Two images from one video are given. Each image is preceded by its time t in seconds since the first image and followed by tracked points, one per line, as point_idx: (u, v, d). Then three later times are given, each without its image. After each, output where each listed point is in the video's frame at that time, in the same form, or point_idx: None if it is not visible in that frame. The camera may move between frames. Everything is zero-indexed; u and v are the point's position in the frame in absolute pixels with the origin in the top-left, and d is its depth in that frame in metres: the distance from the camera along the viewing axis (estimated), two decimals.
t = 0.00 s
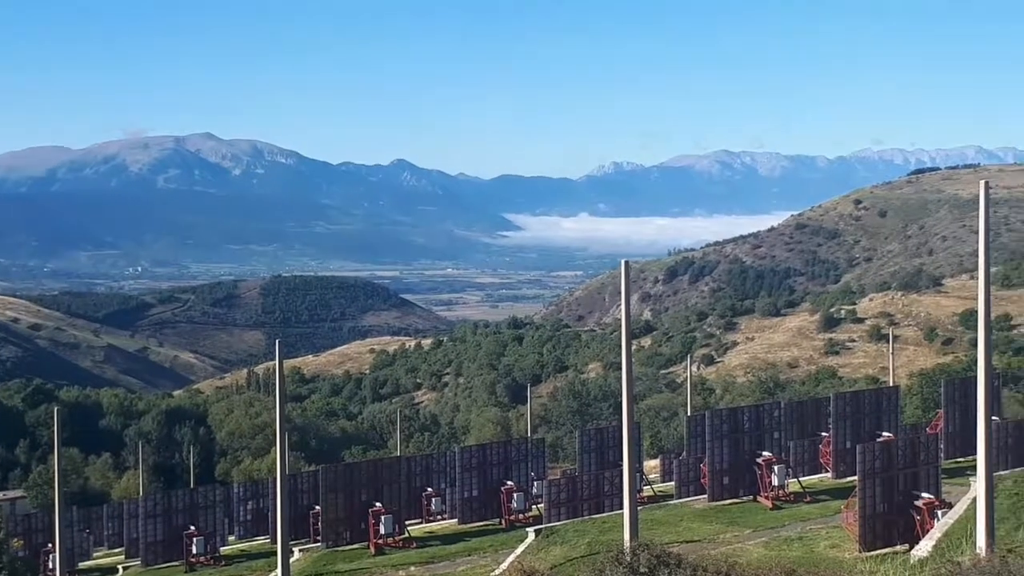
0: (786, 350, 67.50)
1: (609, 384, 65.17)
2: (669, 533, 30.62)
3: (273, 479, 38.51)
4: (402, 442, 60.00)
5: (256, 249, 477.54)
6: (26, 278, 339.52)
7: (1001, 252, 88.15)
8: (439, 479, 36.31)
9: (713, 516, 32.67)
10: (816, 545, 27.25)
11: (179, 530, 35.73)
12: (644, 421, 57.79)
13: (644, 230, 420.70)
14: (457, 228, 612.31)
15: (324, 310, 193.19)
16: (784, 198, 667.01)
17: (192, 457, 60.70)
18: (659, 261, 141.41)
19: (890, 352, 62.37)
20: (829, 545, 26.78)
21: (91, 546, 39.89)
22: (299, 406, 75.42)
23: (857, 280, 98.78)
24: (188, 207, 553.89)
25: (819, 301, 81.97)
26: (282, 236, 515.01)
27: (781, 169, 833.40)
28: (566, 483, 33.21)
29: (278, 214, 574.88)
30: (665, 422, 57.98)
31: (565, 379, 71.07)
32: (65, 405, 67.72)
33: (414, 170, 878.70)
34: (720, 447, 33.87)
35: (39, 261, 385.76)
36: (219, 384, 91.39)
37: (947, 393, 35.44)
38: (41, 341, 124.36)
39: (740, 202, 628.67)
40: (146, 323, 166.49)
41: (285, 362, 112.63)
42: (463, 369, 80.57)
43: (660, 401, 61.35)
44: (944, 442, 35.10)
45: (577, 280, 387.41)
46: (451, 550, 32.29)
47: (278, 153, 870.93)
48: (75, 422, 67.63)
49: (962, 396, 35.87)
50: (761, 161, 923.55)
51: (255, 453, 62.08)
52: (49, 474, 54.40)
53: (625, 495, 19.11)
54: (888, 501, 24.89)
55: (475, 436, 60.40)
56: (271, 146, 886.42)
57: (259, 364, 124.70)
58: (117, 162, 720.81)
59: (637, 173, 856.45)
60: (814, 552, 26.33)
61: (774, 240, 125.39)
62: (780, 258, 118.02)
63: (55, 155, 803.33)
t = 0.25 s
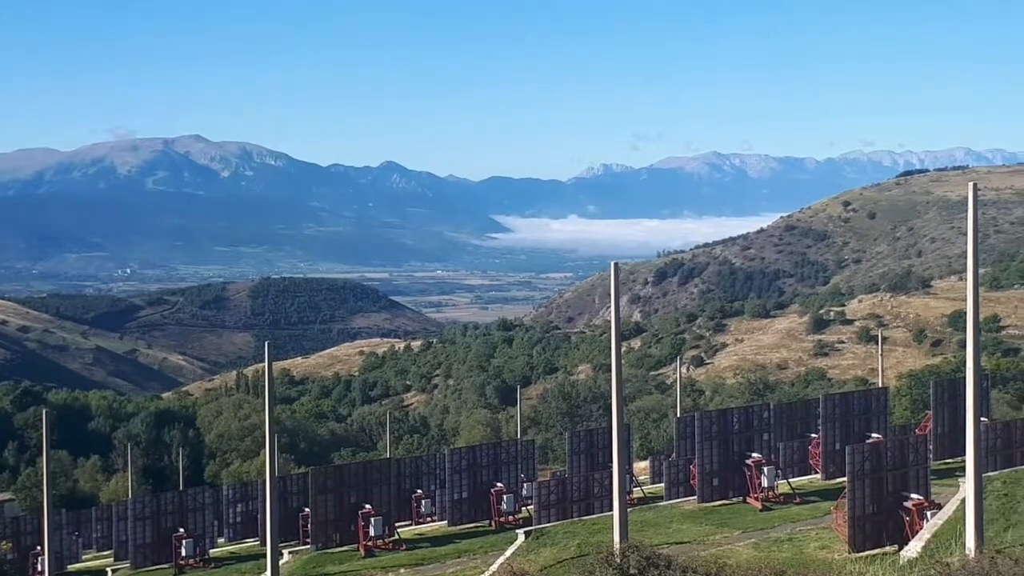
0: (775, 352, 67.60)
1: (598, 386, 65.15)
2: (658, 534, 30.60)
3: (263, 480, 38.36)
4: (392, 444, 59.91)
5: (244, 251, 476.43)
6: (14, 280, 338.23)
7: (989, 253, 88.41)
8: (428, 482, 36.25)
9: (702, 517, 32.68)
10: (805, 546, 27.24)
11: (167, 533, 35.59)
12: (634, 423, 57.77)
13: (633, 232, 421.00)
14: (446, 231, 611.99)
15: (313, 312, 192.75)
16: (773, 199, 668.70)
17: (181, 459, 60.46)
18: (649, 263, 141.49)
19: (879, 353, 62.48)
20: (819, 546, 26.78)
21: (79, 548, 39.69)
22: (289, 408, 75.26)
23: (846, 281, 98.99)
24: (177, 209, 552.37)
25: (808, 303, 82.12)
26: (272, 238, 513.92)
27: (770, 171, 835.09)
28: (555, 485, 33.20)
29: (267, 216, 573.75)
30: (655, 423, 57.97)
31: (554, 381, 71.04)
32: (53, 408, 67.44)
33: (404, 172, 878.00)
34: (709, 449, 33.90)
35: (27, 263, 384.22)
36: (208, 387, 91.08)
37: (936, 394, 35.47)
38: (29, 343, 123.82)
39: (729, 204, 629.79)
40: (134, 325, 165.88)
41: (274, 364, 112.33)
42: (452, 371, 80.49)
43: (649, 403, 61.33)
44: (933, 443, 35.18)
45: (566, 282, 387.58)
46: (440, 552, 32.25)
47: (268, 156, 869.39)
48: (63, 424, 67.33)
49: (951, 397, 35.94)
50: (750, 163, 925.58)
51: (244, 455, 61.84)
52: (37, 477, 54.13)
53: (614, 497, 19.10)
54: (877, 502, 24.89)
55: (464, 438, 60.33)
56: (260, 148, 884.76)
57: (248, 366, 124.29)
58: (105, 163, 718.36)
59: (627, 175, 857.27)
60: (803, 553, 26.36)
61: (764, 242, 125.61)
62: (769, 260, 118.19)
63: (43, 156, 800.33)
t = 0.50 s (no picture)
0: (765, 355, 67.70)
1: (589, 390, 65.19)
2: (648, 538, 30.60)
3: (252, 485, 38.13)
4: (382, 448, 59.82)
5: (235, 255, 475.60)
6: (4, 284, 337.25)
7: (979, 256, 88.61)
8: (419, 485, 36.19)
9: (693, 520, 32.64)
10: (796, 549, 27.21)
11: (157, 537, 35.43)
12: (624, 426, 57.76)
13: (624, 235, 421.29)
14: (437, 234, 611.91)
15: (304, 315, 192.48)
16: (763, 203, 670.79)
17: (171, 463, 60.23)
18: (640, 266, 141.63)
19: (869, 356, 62.59)
20: (809, 549, 26.79)
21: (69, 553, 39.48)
22: (279, 412, 75.09)
23: (836, 284, 99.22)
24: (167, 213, 551.40)
25: (798, 306, 82.29)
26: (262, 241, 513.10)
27: (760, 174, 836.96)
28: (546, 488, 33.16)
29: (257, 219, 572.91)
30: (645, 426, 57.97)
31: (545, 384, 71.03)
32: (42, 412, 67.19)
33: (394, 175, 877.74)
34: (700, 452, 33.90)
35: (17, 267, 383.08)
36: (198, 390, 90.85)
37: (925, 397, 35.54)
38: (18, 347, 123.40)
39: (719, 207, 631.09)
40: (125, 329, 165.46)
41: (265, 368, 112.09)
42: (443, 374, 80.41)
43: (640, 405, 61.30)
44: (923, 446, 35.24)
45: (557, 285, 387.76)
46: (431, 556, 32.18)
47: (258, 159, 868.21)
48: (52, 429, 67.09)
49: (940, 400, 36.00)
50: (740, 166, 927.40)
51: (234, 459, 61.61)
52: (26, 481, 53.84)
53: (605, 500, 19.08)
54: (867, 505, 24.89)
55: (454, 442, 60.26)
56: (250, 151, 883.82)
57: (238, 370, 124.00)
58: (95, 167, 716.65)
59: (617, 178, 858.29)
60: (793, 556, 26.35)
61: (754, 245, 125.87)
62: (759, 263, 118.42)
63: (33, 159, 798.16)
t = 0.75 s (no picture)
0: (758, 355, 67.78)
1: (582, 390, 65.22)
2: (641, 538, 30.60)
3: (244, 486, 38.02)
4: (375, 449, 59.79)
5: (228, 255, 474.88)
6: None
7: (972, 256, 88.81)
8: (412, 486, 36.14)
9: (687, 521, 32.66)
10: (789, 549, 27.24)
11: (150, 537, 35.37)
12: (617, 427, 57.76)
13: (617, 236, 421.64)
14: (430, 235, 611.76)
15: (297, 316, 192.25)
16: (756, 203, 672.19)
17: (163, 464, 60.11)
18: (633, 266, 141.72)
19: (862, 356, 62.70)
20: (803, 549, 26.80)
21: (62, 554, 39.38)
22: (272, 412, 75.00)
23: (829, 284, 99.38)
24: (159, 213, 550.46)
25: (791, 306, 82.39)
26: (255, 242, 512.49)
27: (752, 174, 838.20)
28: (539, 489, 33.17)
29: (250, 219, 572.12)
30: (638, 426, 57.99)
31: (538, 384, 71.03)
32: (35, 413, 67.02)
33: (387, 175, 877.21)
34: (693, 452, 33.92)
35: (9, 268, 382.17)
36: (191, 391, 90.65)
37: (918, 397, 35.58)
38: (10, 348, 123.06)
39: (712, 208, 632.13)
40: (117, 330, 165.12)
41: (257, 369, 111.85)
42: (436, 375, 80.37)
43: (633, 406, 61.35)
44: (916, 446, 35.30)
45: (550, 286, 387.97)
46: (424, 556, 32.15)
47: (251, 160, 866.90)
48: (44, 429, 66.91)
49: (933, 401, 36.07)
50: (733, 166, 928.56)
51: (227, 460, 61.49)
52: (18, 483, 53.67)
53: (599, 501, 19.09)
54: (860, 505, 24.92)
55: (448, 442, 60.23)
56: (243, 152, 882.99)
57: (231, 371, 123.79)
58: (87, 167, 715.21)
59: (610, 179, 859.02)
60: (787, 556, 26.36)
61: (747, 245, 126.03)
62: (752, 264, 118.57)
63: (25, 160, 796.25)
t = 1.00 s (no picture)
0: (749, 357, 67.86)
1: (572, 392, 65.28)
2: (632, 539, 30.62)
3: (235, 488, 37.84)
4: (366, 451, 59.73)
5: (218, 257, 474.01)
6: None
7: (961, 258, 89.11)
8: (403, 488, 36.14)
9: (677, 522, 32.70)
10: (779, 550, 27.28)
11: (140, 540, 35.25)
12: (607, 428, 57.76)
13: (608, 237, 421.99)
14: (420, 237, 611.69)
15: (287, 317, 191.91)
16: (747, 205, 673.69)
17: (153, 466, 59.96)
18: (623, 268, 141.87)
19: (852, 358, 62.86)
20: (793, 551, 26.86)
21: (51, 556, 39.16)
22: (262, 415, 74.87)
23: (820, 286, 99.62)
24: (149, 215, 549.13)
25: (781, 308, 82.60)
26: (245, 244, 511.50)
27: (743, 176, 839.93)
28: (530, 490, 33.22)
29: (240, 221, 570.98)
30: (629, 428, 57.99)
31: (529, 386, 71.07)
32: (23, 415, 66.78)
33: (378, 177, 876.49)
34: (683, 454, 33.91)
35: None
36: (180, 393, 90.45)
37: (908, 398, 35.68)
38: None
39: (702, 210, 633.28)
40: (107, 332, 164.62)
41: (246, 371, 111.65)
42: (427, 376, 80.33)
43: (624, 408, 61.42)
44: (905, 448, 35.40)
45: (541, 287, 388.27)
46: (415, 558, 32.09)
47: (241, 162, 864.79)
48: (32, 431, 66.63)
49: (923, 402, 36.16)
50: (724, 168, 930.41)
51: (218, 462, 61.33)
52: (6, 485, 53.47)
53: (589, 503, 19.10)
54: (850, 506, 24.96)
55: (438, 444, 60.21)
56: (233, 154, 881.54)
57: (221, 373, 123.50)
58: (77, 169, 713.16)
59: (601, 181, 859.95)
60: (776, 557, 26.38)
61: (737, 247, 126.26)
62: (743, 265, 118.82)
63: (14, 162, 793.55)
